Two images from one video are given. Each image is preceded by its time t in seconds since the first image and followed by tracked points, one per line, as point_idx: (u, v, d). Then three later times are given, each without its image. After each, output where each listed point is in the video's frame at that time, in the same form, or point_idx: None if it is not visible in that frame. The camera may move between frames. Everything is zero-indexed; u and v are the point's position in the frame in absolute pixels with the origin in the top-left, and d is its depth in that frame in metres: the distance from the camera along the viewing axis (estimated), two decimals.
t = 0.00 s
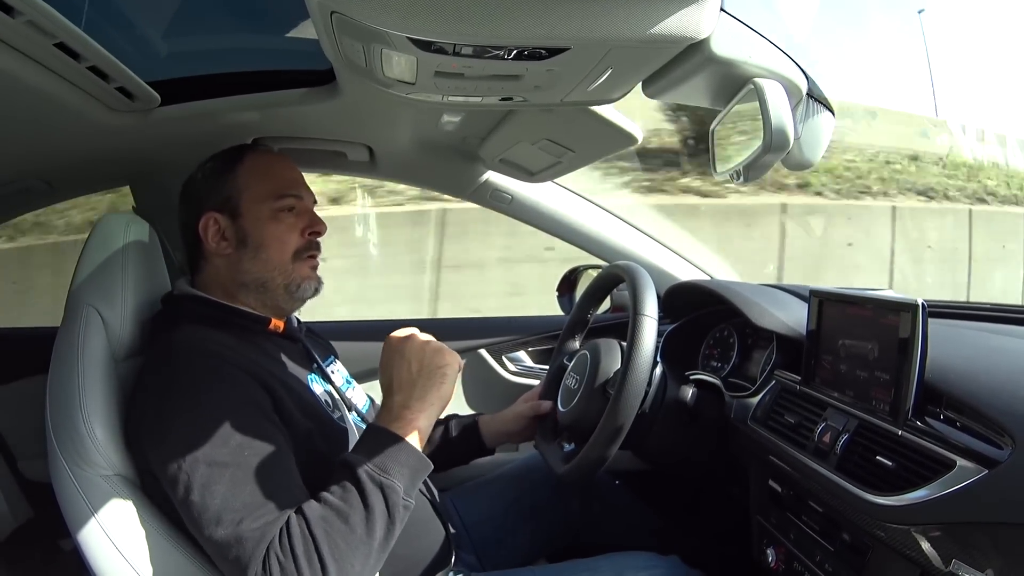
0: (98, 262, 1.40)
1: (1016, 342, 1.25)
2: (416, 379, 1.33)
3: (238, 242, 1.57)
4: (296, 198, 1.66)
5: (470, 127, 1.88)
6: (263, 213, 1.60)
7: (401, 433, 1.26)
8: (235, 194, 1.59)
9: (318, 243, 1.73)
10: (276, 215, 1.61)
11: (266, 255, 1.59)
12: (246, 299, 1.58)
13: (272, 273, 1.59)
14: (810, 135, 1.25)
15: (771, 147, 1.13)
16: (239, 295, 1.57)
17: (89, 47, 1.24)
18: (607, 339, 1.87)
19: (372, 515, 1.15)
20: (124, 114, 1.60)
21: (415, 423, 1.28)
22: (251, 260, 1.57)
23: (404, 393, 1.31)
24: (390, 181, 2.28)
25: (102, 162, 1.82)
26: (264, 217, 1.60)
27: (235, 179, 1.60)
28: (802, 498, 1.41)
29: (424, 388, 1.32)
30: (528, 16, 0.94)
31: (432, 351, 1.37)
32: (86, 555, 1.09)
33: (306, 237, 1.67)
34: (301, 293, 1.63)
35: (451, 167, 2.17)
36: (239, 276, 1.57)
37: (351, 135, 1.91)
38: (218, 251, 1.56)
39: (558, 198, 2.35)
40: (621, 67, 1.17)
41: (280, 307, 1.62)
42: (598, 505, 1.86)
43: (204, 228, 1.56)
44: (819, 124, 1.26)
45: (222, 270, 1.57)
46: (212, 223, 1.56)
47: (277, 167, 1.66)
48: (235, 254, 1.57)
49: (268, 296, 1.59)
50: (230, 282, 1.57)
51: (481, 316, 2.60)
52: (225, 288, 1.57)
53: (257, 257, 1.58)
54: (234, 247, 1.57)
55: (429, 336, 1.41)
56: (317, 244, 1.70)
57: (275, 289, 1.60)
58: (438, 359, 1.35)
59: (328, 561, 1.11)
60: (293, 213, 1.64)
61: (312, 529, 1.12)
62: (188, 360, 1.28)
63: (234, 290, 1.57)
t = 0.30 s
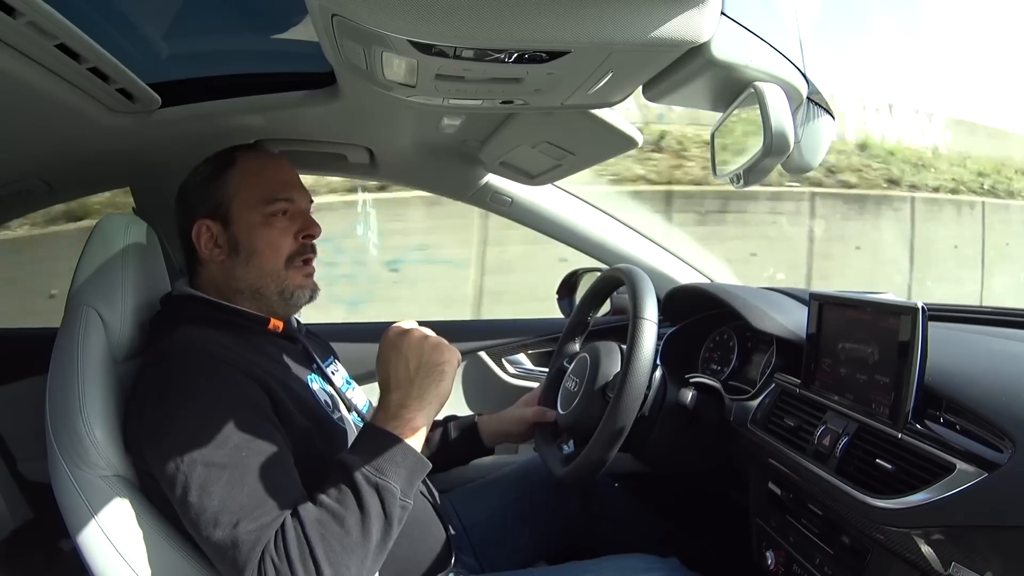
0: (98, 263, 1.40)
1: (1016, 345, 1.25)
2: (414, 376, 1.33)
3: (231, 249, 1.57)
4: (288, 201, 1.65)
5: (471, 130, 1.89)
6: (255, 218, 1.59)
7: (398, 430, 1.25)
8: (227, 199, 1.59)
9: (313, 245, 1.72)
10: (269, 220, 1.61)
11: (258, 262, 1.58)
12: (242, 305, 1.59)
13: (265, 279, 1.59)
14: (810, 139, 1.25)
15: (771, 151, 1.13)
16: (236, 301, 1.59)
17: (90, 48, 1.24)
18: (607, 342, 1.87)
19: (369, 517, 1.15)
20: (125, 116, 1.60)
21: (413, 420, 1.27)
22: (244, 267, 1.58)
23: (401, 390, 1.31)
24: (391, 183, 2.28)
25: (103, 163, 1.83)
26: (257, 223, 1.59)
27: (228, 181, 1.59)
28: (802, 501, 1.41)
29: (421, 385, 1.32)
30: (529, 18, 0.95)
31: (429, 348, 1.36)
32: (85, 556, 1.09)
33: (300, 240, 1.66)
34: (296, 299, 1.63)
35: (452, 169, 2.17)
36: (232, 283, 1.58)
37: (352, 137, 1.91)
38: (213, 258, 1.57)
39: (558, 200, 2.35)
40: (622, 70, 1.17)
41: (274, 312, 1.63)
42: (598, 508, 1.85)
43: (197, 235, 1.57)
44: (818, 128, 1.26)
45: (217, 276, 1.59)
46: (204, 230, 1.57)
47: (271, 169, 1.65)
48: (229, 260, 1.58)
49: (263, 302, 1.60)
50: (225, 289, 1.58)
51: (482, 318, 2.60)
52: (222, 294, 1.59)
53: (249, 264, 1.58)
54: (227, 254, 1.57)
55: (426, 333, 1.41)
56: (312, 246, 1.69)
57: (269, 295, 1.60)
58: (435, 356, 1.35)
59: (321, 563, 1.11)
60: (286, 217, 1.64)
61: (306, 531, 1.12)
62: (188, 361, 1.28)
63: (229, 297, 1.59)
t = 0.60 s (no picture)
0: (98, 265, 1.40)
1: (1015, 344, 1.25)
2: (413, 378, 1.33)
3: (227, 252, 1.57)
4: (285, 204, 1.64)
5: (470, 131, 1.88)
6: (250, 222, 1.59)
7: (397, 431, 1.25)
8: (223, 203, 1.58)
9: (309, 248, 1.71)
10: (265, 223, 1.60)
11: (255, 265, 1.58)
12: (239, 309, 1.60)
13: (261, 283, 1.59)
14: (810, 138, 1.24)
15: (771, 150, 1.13)
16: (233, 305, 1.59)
17: (89, 50, 1.24)
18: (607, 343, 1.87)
19: (368, 519, 1.15)
20: (125, 118, 1.60)
21: (412, 421, 1.27)
22: (240, 271, 1.57)
23: (400, 391, 1.31)
24: (391, 184, 2.28)
25: (102, 165, 1.82)
26: (252, 227, 1.59)
27: (224, 187, 1.58)
28: (802, 502, 1.41)
29: (420, 386, 1.32)
30: (529, 19, 0.94)
31: (428, 349, 1.36)
32: (85, 558, 1.09)
33: (296, 244, 1.66)
34: (291, 301, 1.63)
35: (452, 171, 2.17)
36: (229, 287, 1.58)
37: (351, 139, 1.91)
38: (209, 261, 1.57)
39: (558, 201, 2.35)
40: (621, 70, 1.17)
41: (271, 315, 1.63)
42: (598, 509, 1.85)
43: (193, 238, 1.56)
44: (818, 127, 1.25)
45: (214, 280, 1.59)
46: (201, 233, 1.57)
47: (268, 170, 1.64)
48: (225, 264, 1.57)
49: (259, 306, 1.59)
50: (221, 292, 1.59)
51: (482, 320, 2.60)
52: (218, 298, 1.59)
53: (244, 268, 1.58)
54: (223, 258, 1.57)
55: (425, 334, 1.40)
56: (308, 249, 1.69)
57: (265, 299, 1.60)
58: (434, 357, 1.35)
59: (322, 566, 1.11)
60: (283, 221, 1.63)
61: (305, 533, 1.11)
62: (187, 363, 1.27)
63: (225, 300, 1.59)
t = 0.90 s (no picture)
0: (99, 265, 1.40)
1: (1015, 344, 1.25)
2: (414, 377, 1.32)
3: (221, 254, 1.57)
4: (279, 205, 1.64)
5: (470, 131, 1.89)
6: (244, 225, 1.59)
7: (398, 431, 1.25)
8: (216, 206, 1.58)
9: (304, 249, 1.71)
10: (259, 224, 1.60)
11: (249, 266, 1.58)
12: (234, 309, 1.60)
13: (256, 284, 1.59)
14: (810, 138, 1.25)
15: (771, 150, 1.13)
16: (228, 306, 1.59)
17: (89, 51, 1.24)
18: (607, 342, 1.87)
19: (368, 518, 1.15)
20: (125, 118, 1.60)
21: (414, 420, 1.27)
22: (234, 273, 1.57)
23: (400, 390, 1.30)
24: (391, 184, 2.28)
25: (103, 165, 1.82)
26: (245, 230, 1.58)
27: (216, 189, 1.58)
28: (803, 501, 1.41)
29: (421, 385, 1.31)
30: (529, 18, 0.94)
31: (429, 348, 1.35)
32: (86, 557, 1.09)
33: (291, 245, 1.65)
34: (287, 300, 1.63)
35: (452, 171, 2.17)
36: (224, 288, 1.58)
37: (351, 139, 1.91)
38: (204, 263, 1.57)
39: (558, 201, 2.35)
40: (621, 70, 1.17)
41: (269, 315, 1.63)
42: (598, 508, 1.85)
43: (188, 240, 1.57)
44: (818, 126, 1.25)
45: (209, 281, 1.58)
46: (195, 235, 1.57)
47: (265, 171, 1.64)
48: (219, 266, 1.57)
49: (255, 306, 1.59)
50: (216, 293, 1.58)
51: (482, 319, 2.60)
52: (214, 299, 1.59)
53: (238, 270, 1.57)
54: (218, 259, 1.57)
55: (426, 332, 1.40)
56: (304, 250, 1.69)
57: (261, 300, 1.60)
58: (435, 356, 1.34)
59: (321, 564, 1.11)
60: (277, 222, 1.63)
61: (305, 532, 1.11)
62: (188, 363, 1.28)
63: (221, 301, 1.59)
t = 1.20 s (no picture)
0: (99, 266, 1.40)
1: (1016, 345, 1.25)
2: (411, 375, 1.29)
3: (216, 258, 1.57)
4: (275, 208, 1.63)
5: (471, 132, 1.89)
6: (239, 228, 1.59)
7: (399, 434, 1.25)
8: (213, 208, 1.59)
9: (301, 252, 1.70)
10: (254, 228, 1.60)
11: (244, 271, 1.58)
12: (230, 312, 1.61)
13: (250, 288, 1.59)
14: (810, 140, 1.24)
15: (771, 152, 1.13)
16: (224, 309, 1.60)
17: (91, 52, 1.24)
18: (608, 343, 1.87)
19: (364, 518, 1.15)
20: (126, 119, 1.60)
21: (413, 421, 1.27)
22: (228, 276, 1.58)
23: (398, 390, 1.27)
24: (391, 185, 2.28)
25: (104, 166, 1.83)
26: (240, 233, 1.58)
27: (213, 191, 1.59)
28: (803, 503, 1.41)
29: (419, 385, 1.29)
30: (530, 21, 0.95)
31: (425, 344, 1.31)
32: (86, 558, 1.09)
33: (286, 249, 1.65)
34: (281, 306, 1.63)
35: (453, 172, 2.18)
36: (219, 291, 1.59)
37: (352, 140, 1.91)
38: (200, 265, 1.58)
39: (559, 202, 2.35)
40: (621, 72, 1.17)
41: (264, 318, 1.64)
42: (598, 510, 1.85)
43: (185, 242, 1.58)
44: (818, 128, 1.25)
45: (206, 283, 1.60)
46: (192, 238, 1.58)
47: (264, 173, 1.64)
48: (215, 269, 1.58)
49: (248, 310, 1.60)
50: (212, 296, 1.60)
51: (483, 321, 2.60)
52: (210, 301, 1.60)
53: (233, 273, 1.58)
54: (213, 262, 1.58)
55: (419, 322, 1.34)
56: (300, 254, 1.68)
57: (255, 304, 1.60)
58: (433, 355, 1.30)
59: (317, 566, 1.10)
60: (272, 226, 1.62)
61: (302, 533, 1.11)
62: (190, 365, 1.28)
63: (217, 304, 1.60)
